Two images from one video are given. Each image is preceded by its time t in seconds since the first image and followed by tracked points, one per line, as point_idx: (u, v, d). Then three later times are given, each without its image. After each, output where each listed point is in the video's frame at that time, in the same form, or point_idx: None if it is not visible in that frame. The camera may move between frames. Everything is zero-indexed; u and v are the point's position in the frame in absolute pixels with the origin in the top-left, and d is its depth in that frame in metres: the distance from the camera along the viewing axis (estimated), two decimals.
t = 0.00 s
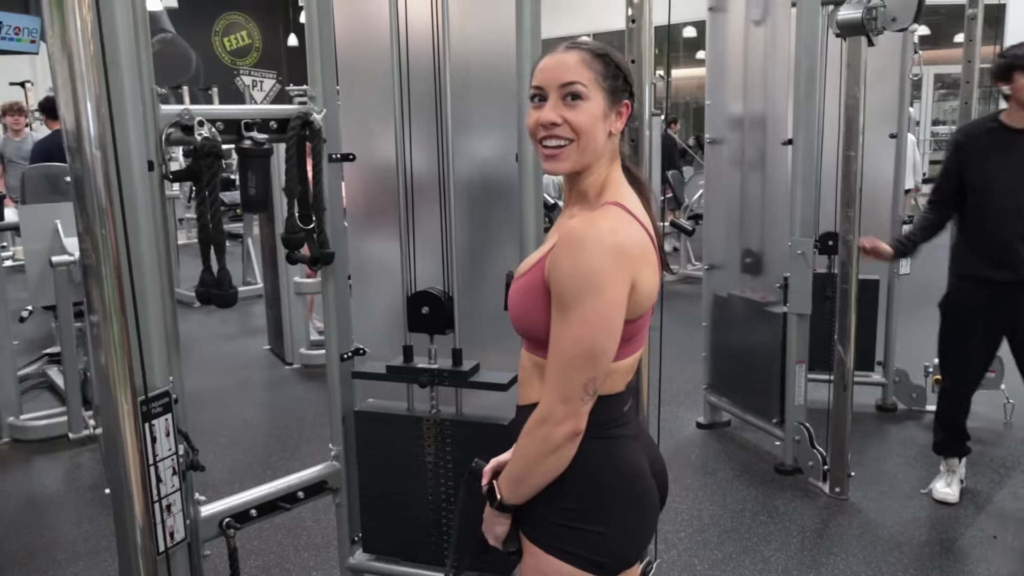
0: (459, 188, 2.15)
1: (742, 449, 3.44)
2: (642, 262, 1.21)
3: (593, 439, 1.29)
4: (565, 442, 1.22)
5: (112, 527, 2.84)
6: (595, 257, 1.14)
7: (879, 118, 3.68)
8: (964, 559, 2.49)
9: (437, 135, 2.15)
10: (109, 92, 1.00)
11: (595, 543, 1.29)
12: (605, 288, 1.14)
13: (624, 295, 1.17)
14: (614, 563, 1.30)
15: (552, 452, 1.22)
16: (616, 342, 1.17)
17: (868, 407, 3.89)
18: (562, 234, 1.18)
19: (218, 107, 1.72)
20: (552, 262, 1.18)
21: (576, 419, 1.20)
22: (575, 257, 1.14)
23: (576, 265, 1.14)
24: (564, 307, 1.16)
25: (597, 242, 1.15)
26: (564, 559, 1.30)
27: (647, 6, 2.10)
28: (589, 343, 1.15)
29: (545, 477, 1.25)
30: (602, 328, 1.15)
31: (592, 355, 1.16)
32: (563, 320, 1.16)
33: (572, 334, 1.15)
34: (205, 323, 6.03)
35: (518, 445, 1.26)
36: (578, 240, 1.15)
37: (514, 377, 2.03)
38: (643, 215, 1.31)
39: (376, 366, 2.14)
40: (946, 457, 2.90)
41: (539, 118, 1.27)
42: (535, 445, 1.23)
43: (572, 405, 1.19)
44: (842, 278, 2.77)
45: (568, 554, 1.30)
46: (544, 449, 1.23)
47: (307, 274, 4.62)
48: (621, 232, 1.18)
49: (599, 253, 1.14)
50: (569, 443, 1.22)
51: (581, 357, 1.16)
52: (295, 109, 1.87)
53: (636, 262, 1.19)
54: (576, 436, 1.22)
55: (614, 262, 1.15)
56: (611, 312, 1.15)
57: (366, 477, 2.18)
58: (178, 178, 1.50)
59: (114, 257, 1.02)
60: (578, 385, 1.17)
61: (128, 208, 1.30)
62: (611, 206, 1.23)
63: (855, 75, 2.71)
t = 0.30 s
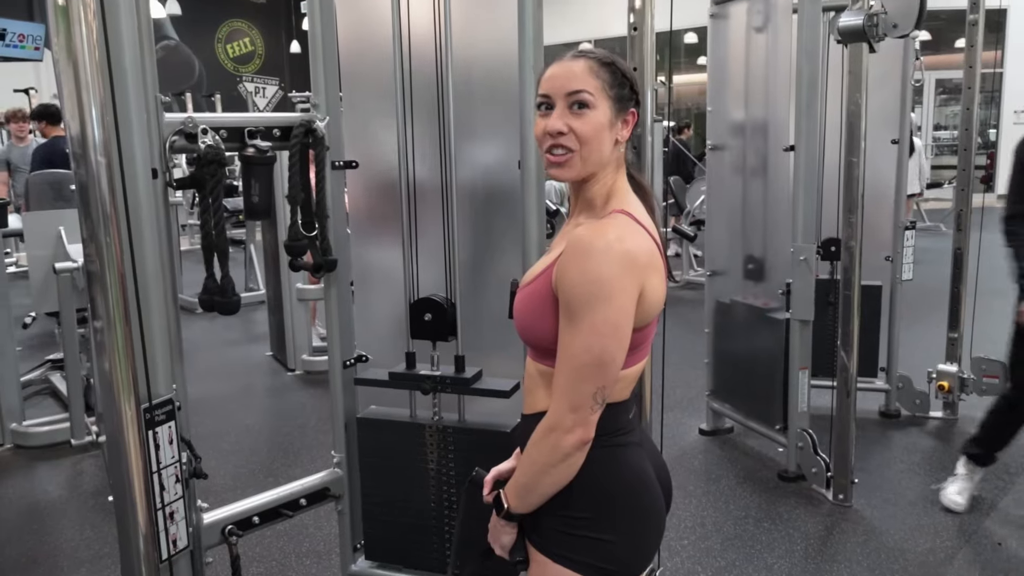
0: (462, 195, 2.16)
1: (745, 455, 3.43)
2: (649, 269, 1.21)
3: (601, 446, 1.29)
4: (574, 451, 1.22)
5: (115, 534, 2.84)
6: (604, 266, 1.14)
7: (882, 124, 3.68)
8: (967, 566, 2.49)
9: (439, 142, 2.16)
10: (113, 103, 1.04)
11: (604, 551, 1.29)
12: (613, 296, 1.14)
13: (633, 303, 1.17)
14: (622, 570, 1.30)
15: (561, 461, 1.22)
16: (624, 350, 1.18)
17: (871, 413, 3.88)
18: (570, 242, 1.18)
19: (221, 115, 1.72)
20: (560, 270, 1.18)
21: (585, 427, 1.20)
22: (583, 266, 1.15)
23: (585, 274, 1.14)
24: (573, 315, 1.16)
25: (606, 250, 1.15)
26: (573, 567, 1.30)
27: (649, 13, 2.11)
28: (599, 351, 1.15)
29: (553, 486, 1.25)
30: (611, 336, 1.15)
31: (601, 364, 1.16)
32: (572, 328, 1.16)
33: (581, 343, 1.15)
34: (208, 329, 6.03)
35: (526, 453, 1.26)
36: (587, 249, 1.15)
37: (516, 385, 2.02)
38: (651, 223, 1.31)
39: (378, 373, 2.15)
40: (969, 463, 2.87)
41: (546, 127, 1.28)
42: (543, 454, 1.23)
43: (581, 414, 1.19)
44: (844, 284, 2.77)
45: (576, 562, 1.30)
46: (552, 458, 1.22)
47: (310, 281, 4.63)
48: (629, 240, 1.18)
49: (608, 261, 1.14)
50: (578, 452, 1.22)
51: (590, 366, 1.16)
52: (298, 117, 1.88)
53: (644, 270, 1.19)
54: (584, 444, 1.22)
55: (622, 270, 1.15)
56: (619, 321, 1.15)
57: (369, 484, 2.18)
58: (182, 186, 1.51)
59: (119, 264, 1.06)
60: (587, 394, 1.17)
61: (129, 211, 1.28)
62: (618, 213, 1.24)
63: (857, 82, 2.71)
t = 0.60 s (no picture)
0: (464, 202, 2.16)
1: (748, 463, 3.43)
2: (652, 277, 1.21)
3: (603, 455, 1.28)
4: (577, 460, 1.22)
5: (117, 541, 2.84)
6: (607, 274, 1.14)
7: (885, 131, 3.68)
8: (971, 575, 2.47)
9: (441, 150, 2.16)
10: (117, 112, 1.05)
11: (607, 561, 1.29)
12: (616, 304, 1.14)
13: (635, 312, 1.17)
14: None
15: (564, 470, 1.22)
16: (627, 358, 1.18)
17: (874, 421, 3.87)
18: (573, 250, 1.19)
19: (225, 123, 1.73)
20: (563, 278, 1.18)
21: (588, 436, 1.20)
22: (585, 274, 1.15)
23: (588, 282, 1.14)
24: (575, 324, 1.16)
25: (608, 258, 1.15)
26: None
27: (651, 21, 2.11)
28: (602, 359, 1.15)
29: (556, 495, 1.24)
30: (614, 345, 1.15)
31: (604, 373, 1.16)
32: (575, 337, 1.16)
33: (584, 351, 1.15)
34: (211, 336, 6.04)
35: (529, 462, 1.26)
36: (589, 257, 1.16)
37: (519, 392, 2.02)
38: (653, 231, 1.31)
39: (380, 381, 2.14)
40: None
41: (547, 134, 1.28)
42: (545, 463, 1.23)
43: (584, 422, 1.19)
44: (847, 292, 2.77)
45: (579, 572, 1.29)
46: (555, 467, 1.22)
47: (313, 288, 4.63)
48: (631, 249, 1.18)
49: (610, 270, 1.15)
50: (580, 461, 1.22)
51: (593, 375, 1.16)
52: (301, 124, 1.89)
53: (646, 278, 1.19)
54: (587, 453, 1.22)
55: (625, 278, 1.15)
56: (622, 328, 1.15)
57: (371, 493, 2.18)
58: (186, 195, 1.52)
59: (122, 271, 1.07)
60: (590, 403, 1.17)
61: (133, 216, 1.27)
62: (620, 222, 1.24)
63: (859, 89, 2.71)
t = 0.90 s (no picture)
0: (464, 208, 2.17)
1: (750, 468, 3.42)
2: (655, 282, 1.21)
3: (607, 461, 1.28)
4: (582, 466, 1.22)
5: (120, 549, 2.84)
6: (610, 279, 1.14)
7: (886, 135, 3.68)
8: None
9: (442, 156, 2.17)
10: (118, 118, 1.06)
11: (612, 567, 1.28)
12: (620, 310, 1.14)
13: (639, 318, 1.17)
14: None
15: (568, 476, 1.22)
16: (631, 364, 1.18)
17: (877, 426, 3.86)
18: (576, 255, 1.18)
19: (227, 130, 1.73)
20: (566, 284, 1.18)
21: (592, 441, 1.20)
22: (589, 280, 1.15)
23: (592, 288, 1.14)
24: (579, 330, 1.16)
25: (612, 263, 1.15)
26: None
27: (651, 26, 2.12)
28: (606, 366, 1.15)
29: (559, 502, 1.24)
30: (618, 351, 1.15)
31: (608, 379, 1.16)
32: (579, 343, 1.16)
33: (588, 357, 1.15)
34: (213, 343, 6.04)
35: (532, 468, 1.26)
36: (592, 262, 1.15)
37: (521, 398, 2.02)
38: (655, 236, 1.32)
39: (382, 387, 2.14)
40: None
41: (551, 138, 1.28)
42: (549, 469, 1.23)
43: (588, 428, 1.19)
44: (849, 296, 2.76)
45: None
46: (559, 473, 1.23)
47: (315, 295, 4.63)
48: (635, 254, 1.18)
49: (614, 275, 1.15)
50: (584, 467, 1.23)
51: (597, 380, 1.16)
52: (302, 131, 1.89)
53: (650, 284, 1.20)
54: (591, 459, 1.22)
55: (629, 284, 1.15)
56: (626, 334, 1.15)
57: (373, 500, 2.18)
58: (188, 202, 1.52)
59: (123, 278, 1.07)
60: (594, 409, 1.18)
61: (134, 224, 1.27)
62: (623, 227, 1.24)
63: (860, 93, 2.71)
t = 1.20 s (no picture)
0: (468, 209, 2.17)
1: (754, 469, 3.41)
2: (668, 281, 1.21)
3: (617, 461, 1.28)
4: (594, 465, 1.22)
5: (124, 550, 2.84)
6: (623, 279, 1.14)
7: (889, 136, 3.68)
8: None
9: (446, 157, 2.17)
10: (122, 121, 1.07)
11: (624, 566, 1.29)
12: (634, 309, 1.14)
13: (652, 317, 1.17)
14: None
15: (580, 475, 1.22)
16: (644, 363, 1.18)
17: (881, 427, 3.86)
18: (588, 255, 1.18)
19: (231, 132, 1.73)
20: (578, 283, 1.18)
21: (604, 440, 1.20)
22: (602, 279, 1.14)
23: (605, 286, 1.14)
24: (592, 328, 1.16)
25: (624, 262, 1.15)
26: None
27: (654, 26, 2.11)
28: (619, 365, 1.15)
29: (571, 501, 1.24)
30: (631, 349, 1.15)
31: (621, 378, 1.16)
32: (592, 342, 1.16)
33: (601, 356, 1.15)
34: (216, 344, 6.05)
35: (544, 467, 1.26)
36: (605, 261, 1.15)
37: (525, 399, 2.02)
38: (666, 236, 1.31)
39: (385, 388, 2.15)
40: None
41: (560, 139, 1.28)
42: (561, 468, 1.23)
43: (600, 427, 1.19)
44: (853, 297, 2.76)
45: None
46: (571, 472, 1.22)
47: (318, 296, 4.64)
48: (647, 254, 1.18)
49: (627, 274, 1.15)
50: (596, 466, 1.22)
51: (610, 379, 1.16)
52: (306, 133, 1.88)
53: (662, 283, 1.19)
54: (603, 458, 1.22)
55: (643, 283, 1.15)
56: (639, 334, 1.15)
57: (377, 500, 2.18)
58: (191, 203, 1.52)
59: (128, 279, 1.08)
60: (607, 408, 1.17)
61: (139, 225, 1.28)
62: (635, 227, 1.23)
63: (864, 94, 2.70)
